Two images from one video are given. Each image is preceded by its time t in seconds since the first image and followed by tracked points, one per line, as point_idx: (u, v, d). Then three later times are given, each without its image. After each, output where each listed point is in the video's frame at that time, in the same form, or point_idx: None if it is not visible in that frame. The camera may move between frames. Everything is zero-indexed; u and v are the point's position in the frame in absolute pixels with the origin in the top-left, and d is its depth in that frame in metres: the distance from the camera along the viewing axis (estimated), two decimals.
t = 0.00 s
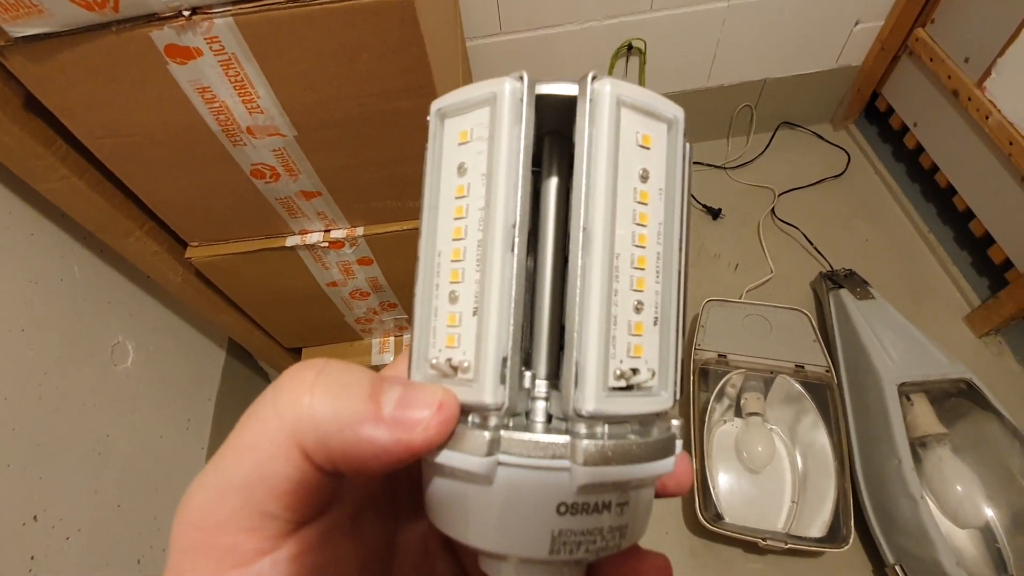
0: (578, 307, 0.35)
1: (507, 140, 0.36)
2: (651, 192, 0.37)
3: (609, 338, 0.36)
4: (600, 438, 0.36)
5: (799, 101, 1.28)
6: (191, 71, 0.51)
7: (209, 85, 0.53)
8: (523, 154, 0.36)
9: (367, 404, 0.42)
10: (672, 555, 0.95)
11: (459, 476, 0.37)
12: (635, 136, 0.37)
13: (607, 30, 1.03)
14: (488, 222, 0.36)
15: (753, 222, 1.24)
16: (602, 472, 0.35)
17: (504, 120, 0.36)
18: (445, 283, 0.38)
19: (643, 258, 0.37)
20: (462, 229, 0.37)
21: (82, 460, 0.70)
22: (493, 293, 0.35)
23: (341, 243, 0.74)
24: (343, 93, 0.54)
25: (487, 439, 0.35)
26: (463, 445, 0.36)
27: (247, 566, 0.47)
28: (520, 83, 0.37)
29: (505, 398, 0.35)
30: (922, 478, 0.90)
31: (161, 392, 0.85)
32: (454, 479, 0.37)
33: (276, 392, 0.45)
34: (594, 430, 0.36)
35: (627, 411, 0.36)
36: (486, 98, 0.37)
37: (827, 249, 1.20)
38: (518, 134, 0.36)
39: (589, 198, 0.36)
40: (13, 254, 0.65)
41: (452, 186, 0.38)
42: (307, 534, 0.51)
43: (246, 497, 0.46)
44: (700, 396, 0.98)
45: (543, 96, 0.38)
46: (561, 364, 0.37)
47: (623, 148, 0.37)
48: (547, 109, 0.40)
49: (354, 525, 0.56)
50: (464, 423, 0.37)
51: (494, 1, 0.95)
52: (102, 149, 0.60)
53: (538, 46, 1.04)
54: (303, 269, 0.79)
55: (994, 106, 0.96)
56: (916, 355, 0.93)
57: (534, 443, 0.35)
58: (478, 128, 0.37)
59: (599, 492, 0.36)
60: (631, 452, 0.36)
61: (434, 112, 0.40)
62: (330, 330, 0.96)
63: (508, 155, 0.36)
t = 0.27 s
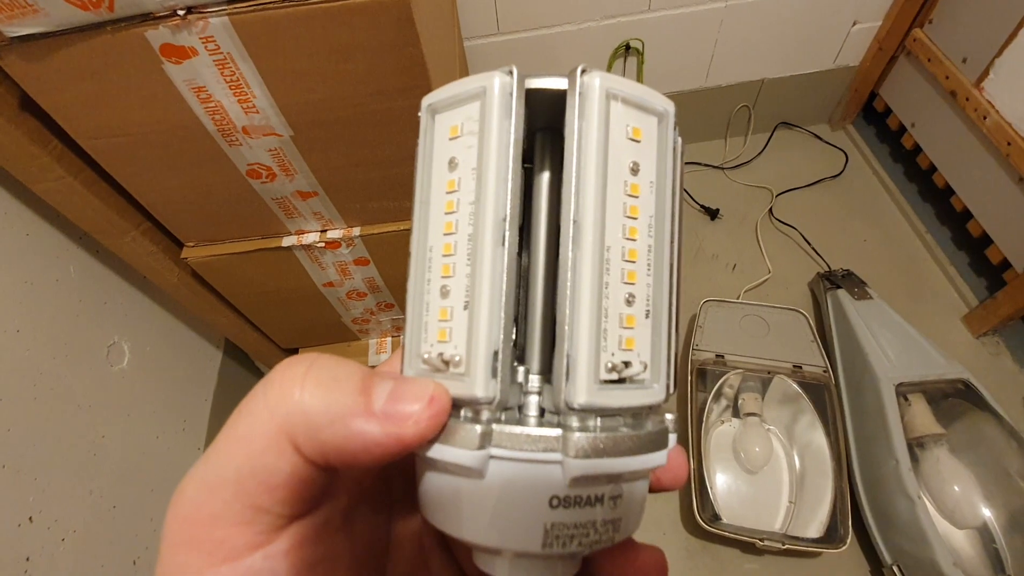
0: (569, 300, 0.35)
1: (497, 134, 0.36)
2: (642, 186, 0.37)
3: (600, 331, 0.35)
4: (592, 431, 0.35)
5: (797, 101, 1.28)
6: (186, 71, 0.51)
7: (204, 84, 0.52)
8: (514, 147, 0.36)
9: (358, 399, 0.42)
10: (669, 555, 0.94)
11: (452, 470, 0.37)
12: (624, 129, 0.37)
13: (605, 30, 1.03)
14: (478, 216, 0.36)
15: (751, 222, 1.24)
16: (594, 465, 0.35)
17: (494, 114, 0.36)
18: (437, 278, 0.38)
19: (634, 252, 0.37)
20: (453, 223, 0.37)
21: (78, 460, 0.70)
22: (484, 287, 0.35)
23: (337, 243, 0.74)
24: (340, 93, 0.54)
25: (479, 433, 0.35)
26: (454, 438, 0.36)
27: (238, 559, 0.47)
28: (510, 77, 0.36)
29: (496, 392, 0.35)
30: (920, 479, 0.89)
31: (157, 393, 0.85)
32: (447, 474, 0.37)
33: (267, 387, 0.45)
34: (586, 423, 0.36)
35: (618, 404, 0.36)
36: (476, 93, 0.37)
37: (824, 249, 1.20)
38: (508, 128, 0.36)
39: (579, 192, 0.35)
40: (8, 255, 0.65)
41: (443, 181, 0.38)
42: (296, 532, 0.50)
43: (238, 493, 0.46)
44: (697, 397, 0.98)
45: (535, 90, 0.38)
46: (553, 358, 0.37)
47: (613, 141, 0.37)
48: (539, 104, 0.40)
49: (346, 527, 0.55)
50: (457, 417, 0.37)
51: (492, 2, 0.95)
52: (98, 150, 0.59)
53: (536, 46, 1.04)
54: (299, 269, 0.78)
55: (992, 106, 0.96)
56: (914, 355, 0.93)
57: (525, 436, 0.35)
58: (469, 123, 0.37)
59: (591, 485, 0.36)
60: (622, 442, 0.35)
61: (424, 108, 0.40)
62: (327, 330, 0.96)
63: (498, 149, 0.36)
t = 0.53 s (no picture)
0: (558, 305, 0.35)
1: (487, 141, 0.36)
2: (630, 191, 0.37)
3: (588, 334, 0.35)
4: (581, 433, 0.35)
5: (795, 101, 1.28)
6: (180, 70, 0.51)
7: (198, 83, 0.52)
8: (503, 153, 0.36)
9: (352, 401, 0.42)
10: (667, 555, 0.94)
11: (444, 472, 0.37)
12: (612, 136, 0.37)
13: (603, 30, 1.03)
14: (468, 222, 0.36)
15: (749, 221, 1.24)
16: (584, 467, 0.35)
17: (483, 121, 0.36)
18: (428, 283, 0.37)
19: (622, 256, 0.37)
20: (444, 229, 0.37)
21: (73, 462, 0.70)
22: (474, 292, 0.35)
23: (334, 243, 0.74)
24: (335, 92, 0.54)
25: (470, 435, 0.35)
26: (446, 441, 0.36)
27: (232, 562, 0.47)
28: (499, 86, 0.36)
29: (487, 396, 0.35)
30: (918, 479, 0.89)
31: (153, 394, 0.85)
32: (440, 476, 0.37)
33: (262, 392, 0.45)
34: (576, 425, 0.36)
35: (608, 407, 0.35)
36: (466, 101, 0.37)
37: (822, 248, 1.20)
38: (498, 135, 0.36)
39: (567, 197, 0.35)
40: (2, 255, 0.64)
41: (435, 188, 0.38)
42: (296, 529, 0.50)
43: (233, 493, 0.46)
44: (695, 396, 0.98)
45: (526, 98, 0.38)
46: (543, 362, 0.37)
47: (601, 148, 0.36)
48: (529, 111, 0.39)
49: (341, 527, 0.55)
50: (449, 419, 0.37)
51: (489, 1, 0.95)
52: (92, 149, 0.59)
53: (534, 45, 1.04)
54: (295, 270, 0.78)
55: (989, 105, 0.96)
56: (911, 355, 0.93)
57: (515, 438, 0.35)
58: (459, 130, 0.37)
59: (582, 484, 0.36)
60: (612, 443, 0.35)
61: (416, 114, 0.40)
62: (324, 331, 0.95)
63: (488, 156, 0.36)
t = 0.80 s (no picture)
0: (552, 314, 0.35)
1: (482, 151, 0.36)
2: (624, 201, 0.37)
3: (582, 343, 0.35)
4: (575, 441, 0.35)
5: (792, 101, 1.28)
6: (176, 72, 0.51)
7: (194, 85, 0.52)
8: (498, 163, 0.36)
9: (348, 412, 0.42)
10: (666, 556, 0.94)
11: (439, 479, 0.37)
12: (605, 146, 0.37)
13: (601, 30, 1.03)
14: (464, 231, 0.36)
15: (747, 221, 1.24)
16: (578, 474, 0.35)
17: (478, 132, 0.36)
18: (424, 292, 0.37)
19: (616, 265, 0.37)
20: (440, 238, 0.37)
21: (71, 464, 0.70)
22: (469, 301, 0.35)
23: (332, 245, 0.74)
24: (332, 94, 0.54)
25: (466, 443, 0.35)
26: (440, 449, 0.36)
27: (230, 570, 0.48)
28: (494, 96, 0.36)
29: (482, 404, 0.35)
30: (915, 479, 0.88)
31: (151, 396, 0.85)
32: (435, 483, 0.37)
33: (259, 400, 0.45)
34: (571, 433, 0.36)
35: (602, 415, 0.35)
36: (461, 111, 0.37)
37: (820, 248, 1.20)
38: (493, 145, 0.36)
39: (561, 207, 0.35)
40: None
41: (430, 197, 0.38)
42: (295, 536, 0.51)
43: (231, 497, 0.46)
44: (694, 396, 0.98)
45: (521, 107, 0.38)
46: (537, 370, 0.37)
47: (594, 158, 0.36)
48: (524, 120, 0.40)
49: (337, 536, 0.55)
50: (444, 427, 0.37)
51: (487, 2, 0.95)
52: (89, 152, 0.59)
53: (532, 46, 1.04)
54: (293, 271, 0.78)
55: (986, 105, 0.96)
56: (909, 355, 0.93)
57: (510, 446, 0.35)
58: (454, 140, 0.37)
59: (576, 492, 0.36)
60: (605, 452, 0.35)
61: (411, 124, 0.40)
62: (322, 332, 0.95)
63: (483, 167, 0.36)
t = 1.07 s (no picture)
0: (549, 315, 0.35)
1: (478, 151, 0.35)
2: (621, 201, 0.37)
3: (580, 343, 0.35)
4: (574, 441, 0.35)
5: (791, 100, 1.28)
6: (173, 73, 0.50)
7: (192, 86, 0.52)
8: (495, 164, 0.36)
9: (346, 412, 0.42)
10: (665, 555, 0.94)
11: (437, 480, 0.37)
12: (602, 145, 0.37)
13: (600, 29, 1.03)
14: (461, 232, 0.36)
15: (746, 221, 1.24)
16: (575, 475, 0.35)
17: (475, 132, 0.36)
18: (422, 293, 0.37)
19: (613, 265, 0.37)
20: (437, 239, 0.37)
21: (69, 466, 0.69)
22: (467, 302, 0.35)
23: (330, 245, 0.74)
24: (330, 95, 0.53)
25: (463, 443, 0.35)
26: (438, 450, 0.36)
27: (229, 569, 0.48)
28: (490, 96, 0.36)
29: (480, 405, 0.35)
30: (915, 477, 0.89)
31: (150, 397, 0.85)
32: (433, 484, 0.37)
33: (257, 400, 0.45)
34: (569, 434, 0.35)
35: (600, 415, 0.35)
36: (457, 112, 0.37)
37: (819, 248, 1.20)
38: (489, 145, 0.36)
39: (558, 207, 0.35)
40: None
41: (427, 198, 0.38)
42: (293, 536, 0.51)
43: (229, 498, 0.46)
44: (693, 395, 0.98)
45: (519, 107, 0.38)
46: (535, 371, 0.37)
47: (591, 158, 0.36)
48: (521, 120, 0.39)
49: (336, 535, 0.55)
50: (442, 428, 0.37)
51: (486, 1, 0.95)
52: (86, 153, 0.59)
53: (530, 46, 1.04)
54: (292, 272, 0.78)
55: (985, 104, 0.96)
56: (908, 354, 0.93)
57: (508, 446, 0.35)
58: (451, 141, 0.37)
59: (574, 492, 0.36)
60: (603, 452, 0.35)
61: (408, 125, 0.40)
62: (321, 332, 0.95)
63: (479, 168, 0.36)
